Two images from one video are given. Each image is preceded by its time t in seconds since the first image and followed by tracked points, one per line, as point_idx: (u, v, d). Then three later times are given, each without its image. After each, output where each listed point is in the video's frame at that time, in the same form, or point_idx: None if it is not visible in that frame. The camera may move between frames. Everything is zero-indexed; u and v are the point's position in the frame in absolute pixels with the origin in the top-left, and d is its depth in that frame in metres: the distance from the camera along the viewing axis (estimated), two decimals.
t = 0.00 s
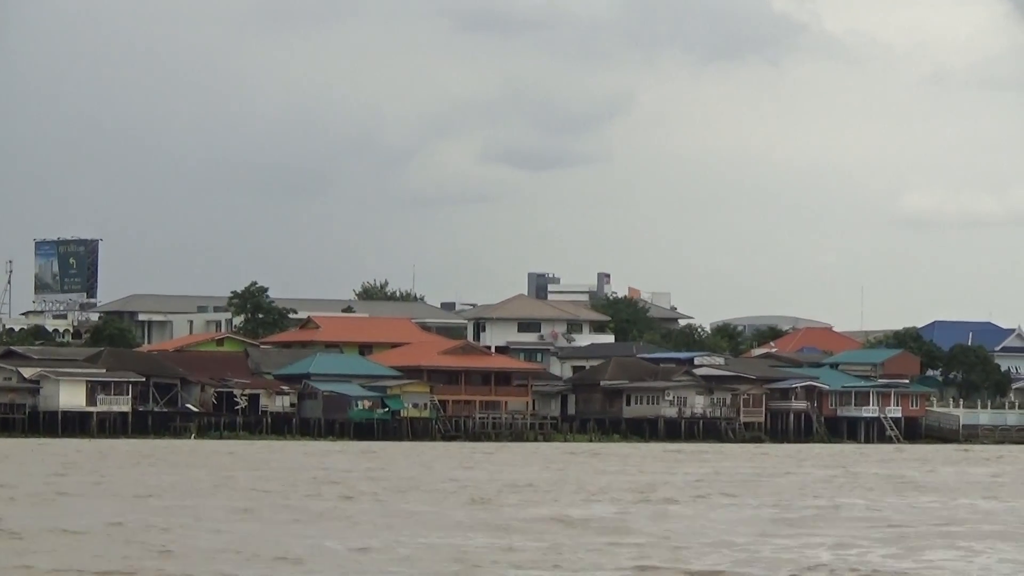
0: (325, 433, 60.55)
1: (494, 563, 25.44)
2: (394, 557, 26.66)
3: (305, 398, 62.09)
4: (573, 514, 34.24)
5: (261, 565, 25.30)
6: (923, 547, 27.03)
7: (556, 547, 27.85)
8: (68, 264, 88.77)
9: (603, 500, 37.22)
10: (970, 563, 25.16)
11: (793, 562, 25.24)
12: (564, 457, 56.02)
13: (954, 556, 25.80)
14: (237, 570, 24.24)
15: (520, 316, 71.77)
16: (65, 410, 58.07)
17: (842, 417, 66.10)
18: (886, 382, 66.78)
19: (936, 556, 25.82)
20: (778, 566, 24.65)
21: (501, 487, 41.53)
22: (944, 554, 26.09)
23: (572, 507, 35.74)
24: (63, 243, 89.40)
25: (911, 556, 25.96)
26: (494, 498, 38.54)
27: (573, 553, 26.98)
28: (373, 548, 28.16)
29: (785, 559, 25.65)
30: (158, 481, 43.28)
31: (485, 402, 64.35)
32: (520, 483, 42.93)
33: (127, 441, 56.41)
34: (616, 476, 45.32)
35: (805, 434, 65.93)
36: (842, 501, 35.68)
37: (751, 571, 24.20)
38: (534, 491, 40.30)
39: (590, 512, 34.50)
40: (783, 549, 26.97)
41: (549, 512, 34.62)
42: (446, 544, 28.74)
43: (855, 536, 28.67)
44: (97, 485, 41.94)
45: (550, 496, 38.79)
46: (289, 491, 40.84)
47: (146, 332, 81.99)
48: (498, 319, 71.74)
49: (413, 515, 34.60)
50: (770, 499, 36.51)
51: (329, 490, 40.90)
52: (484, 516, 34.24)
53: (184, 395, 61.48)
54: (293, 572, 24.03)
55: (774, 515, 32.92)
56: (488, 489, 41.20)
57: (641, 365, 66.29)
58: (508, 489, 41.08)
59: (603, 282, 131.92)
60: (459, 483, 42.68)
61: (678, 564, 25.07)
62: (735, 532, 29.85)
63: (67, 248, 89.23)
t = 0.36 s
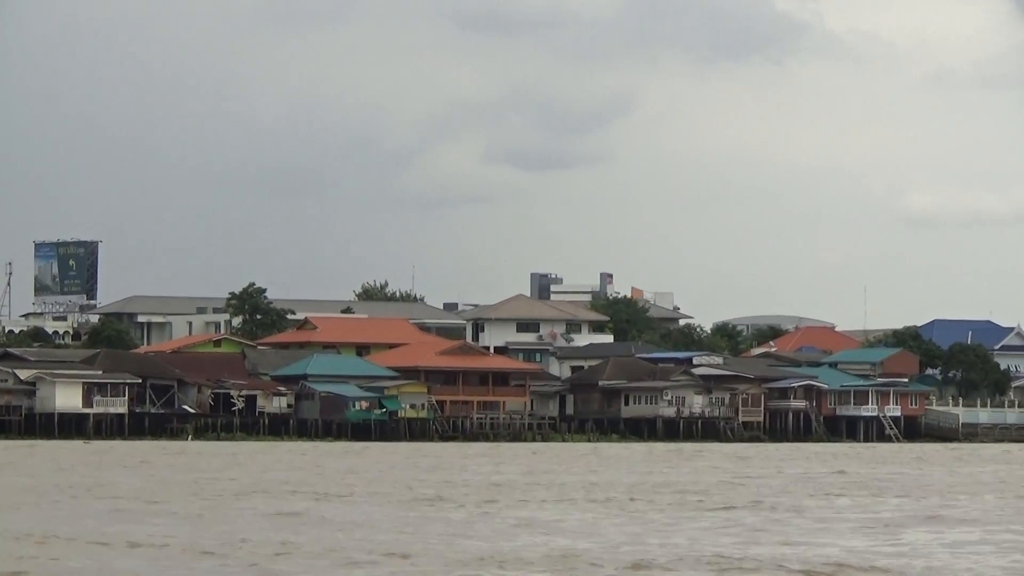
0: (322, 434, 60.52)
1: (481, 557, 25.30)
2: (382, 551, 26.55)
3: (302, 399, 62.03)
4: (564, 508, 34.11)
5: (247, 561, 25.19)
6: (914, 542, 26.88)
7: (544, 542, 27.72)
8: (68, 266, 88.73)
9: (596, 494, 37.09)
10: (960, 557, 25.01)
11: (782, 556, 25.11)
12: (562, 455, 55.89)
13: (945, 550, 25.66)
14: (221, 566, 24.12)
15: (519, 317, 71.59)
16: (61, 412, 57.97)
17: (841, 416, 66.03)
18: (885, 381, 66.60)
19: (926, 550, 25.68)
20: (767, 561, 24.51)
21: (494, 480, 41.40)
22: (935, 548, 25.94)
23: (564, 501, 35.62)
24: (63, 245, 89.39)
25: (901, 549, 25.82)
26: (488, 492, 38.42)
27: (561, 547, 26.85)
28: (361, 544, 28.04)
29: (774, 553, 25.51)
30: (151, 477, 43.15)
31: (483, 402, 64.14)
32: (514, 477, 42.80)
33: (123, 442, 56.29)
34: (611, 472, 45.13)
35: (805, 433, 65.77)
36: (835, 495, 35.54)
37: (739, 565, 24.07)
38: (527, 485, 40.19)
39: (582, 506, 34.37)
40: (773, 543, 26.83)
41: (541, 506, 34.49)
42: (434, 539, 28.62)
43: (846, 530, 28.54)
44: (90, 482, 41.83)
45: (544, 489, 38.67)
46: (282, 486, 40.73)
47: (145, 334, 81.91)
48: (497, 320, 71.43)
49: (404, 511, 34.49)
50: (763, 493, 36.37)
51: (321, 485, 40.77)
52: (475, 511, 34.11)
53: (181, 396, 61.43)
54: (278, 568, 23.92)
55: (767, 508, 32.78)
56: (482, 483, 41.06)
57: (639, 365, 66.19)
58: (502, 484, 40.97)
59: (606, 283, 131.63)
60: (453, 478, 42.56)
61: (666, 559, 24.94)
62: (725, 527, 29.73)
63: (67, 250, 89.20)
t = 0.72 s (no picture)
0: (319, 433, 60.53)
1: (468, 552, 25.16)
2: (368, 546, 26.40)
3: (299, 399, 61.79)
4: (555, 502, 33.97)
5: (232, 557, 25.05)
6: (904, 538, 26.72)
7: (531, 536, 27.57)
8: (67, 266, 88.62)
9: (589, 489, 36.95)
10: (949, 553, 24.85)
11: (771, 551, 24.95)
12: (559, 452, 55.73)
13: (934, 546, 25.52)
14: (205, 562, 23.99)
15: (517, 315, 71.30)
16: (57, 412, 57.91)
17: (839, 414, 65.95)
18: (884, 378, 66.44)
19: (915, 547, 25.51)
20: (755, 556, 24.35)
21: (487, 478, 41.28)
22: (925, 545, 25.78)
23: (556, 495, 35.49)
24: (62, 245, 89.32)
25: (891, 545, 25.66)
26: (480, 487, 38.29)
27: (547, 543, 26.72)
28: (348, 538, 27.93)
29: (763, 549, 25.36)
30: (143, 470, 43.03)
31: (480, 401, 63.87)
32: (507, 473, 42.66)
33: (120, 443, 56.16)
34: (605, 469, 44.97)
35: (803, 431, 65.66)
36: (828, 491, 35.39)
37: (724, 560, 23.90)
38: (520, 480, 40.07)
39: (573, 500, 34.23)
40: (762, 539, 26.67)
41: (531, 500, 34.35)
42: (421, 533, 28.49)
43: (836, 526, 28.38)
44: (81, 475, 41.72)
45: (536, 485, 38.55)
46: (273, 479, 40.65)
47: (144, 333, 81.77)
48: (494, 319, 71.13)
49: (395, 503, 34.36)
50: (756, 488, 36.22)
51: (313, 479, 40.67)
52: (465, 502, 33.97)
53: (177, 396, 61.20)
54: (263, 564, 23.78)
55: (759, 503, 32.63)
56: (474, 479, 40.92)
57: (637, 363, 66.03)
58: (495, 479, 40.85)
59: (608, 282, 131.34)
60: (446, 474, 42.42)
61: (652, 555, 24.80)
62: (714, 522, 29.59)
63: (66, 251, 89.12)
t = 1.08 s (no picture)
0: (312, 432, 60.25)
1: (451, 551, 24.98)
2: (351, 544, 26.25)
3: (292, 398, 61.67)
4: (542, 500, 33.78)
5: (212, 554, 24.89)
6: (890, 536, 26.53)
7: (512, 535, 27.40)
8: (65, 266, 88.54)
9: (578, 487, 36.79)
10: (934, 551, 24.66)
11: (754, 549, 24.77)
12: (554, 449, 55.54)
13: (920, 544, 25.34)
14: (183, 561, 23.84)
15: (514, 315, 71.07)
16: (49, 411, 57.76)
17: (835, 414, 65.84)
18: (880, 378, 66.38)
19: (897, 545, 25.36)
20: (738, 554, 24.17)
21: (475, 475, 41.11)
22: (910, 543, 25.61)
23: (544, 493, 35.31)
24: (60, 244, 89.24)
25: (877, 543, 25.48)
26: (468, 484, 38.15)
27: (530, 542, 26.53)
28: (330, 535, 27.77)
29: (747, 546, 25.18)
30: (131, 467, 42.86)
31: (474, 400, 63.81)
32: (497, 472, 42.47)
33: (112, 441, 56.03)
34: (596, 467, 44.81)
35: (798, 430, 65.57)
36: (817, 489, 35.20)
37: (703, 559, 23.73)
38: (509, 479, 39.93)
39: (560, 498, 34.06)
40: (746, 536, 26.50)
41: (519, 498, 34.18)
42: (404, 531, 28.33)
43: (822, 523, 28.19)
44: (67, 472, 41.54)
45: (524, 483, 38.39)
46: (261, 476, 40.51)
47: (141, 333, 81.60)
48: (490, 318, 70.86)
49: (382, 499, 34.19)
50: (745, 487, 36.04)
51: (300, 477, 40.48)
52: (451, 500, 33.78)
53: (171, 395, 61.10)
54: (241, 562, 23.61)
55: (747, 502, 32.45)
56: (462, 477, 40.75)
57: (632, 362, 65.83)
58: (484, 477, 40.71)
59: (608, 281, 131.10)
60: (435, 472, 42.23)
61: (635, 553, 24.62)
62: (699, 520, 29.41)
63: (64, 250, 89.03)
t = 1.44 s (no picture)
0: (307, 433, 60.05)
1: (434, 549, 24.78)
2: (334, 541, 26.03)
3: (287, 399, 61.53)
4: (528, 500, 33.54)
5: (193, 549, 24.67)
6: (878, 536, 26.33)
7: (493, 535, 27.16)
8: (62, 266, 88.46)
9: (567, 487, 36.59)
10: (921, 552, 24.45)
11: (740, 548, 24.55)
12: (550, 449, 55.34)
13: (907, 544, 25.14)
14: (163, 555, 23.61)
15: (511, 315, 70.76)
16: (42, 412, 57.57)
17: (831, 414, 65.84)
18: (877, 379, 66.35)
19: (880, 547, 25.11)
20: (725, 554, 23.96)
21: (465, 475, 40.87)
22: (898, 543, 25.40)
23: (533, 493, 35.11)
24: (57, 244, 89.14)
25: (864, 543, 25.28)
26: (457, 484, 37.96)
27: (515, 541, 26.31)
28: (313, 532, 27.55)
29: (734, 546, 24.97)
30: (119, 465, 42.61)
31: (469, 401, 63.51)
32: (487, 472, 42.21)
33: (105, 441, 55.82)
34: (589, 467, 44.54)
35: (795, 431, 65.37)
36: (807, 490, 35.01)
37: (683, 559, 23.48)
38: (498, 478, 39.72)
39: (549, 497, 33.85)
40: (732, 536, 26.30)
41: (507, 498, 33.97)
42: (388, 529, 28.12)
43: (810, 523, 27.97)
44: (54, 469, 41.29)
45: (513, 483, 38.18)
46: (249, 476, 40.31)
47: (138, 333, 81.48)
48: (486, 318, 70.39)
49: (370, 497, 33.99)
50: (735, 488, 35.84)
51: (288, 476, 40.22)
52: (439, 499, 33.57)
53: (165, 396, 61.26)
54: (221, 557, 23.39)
55: (736, 502, 32.23)
56: (451, 476, 40.51)
57: (628, 362, 65.59)
58: (473, 476, 40.47)
59: (609, 283, 130.84)
60: (425, 472, 41.95)
61: (620, 553, 24.39)
62: (687, 519, 29.20)
63: (62, 249, 88.94)
